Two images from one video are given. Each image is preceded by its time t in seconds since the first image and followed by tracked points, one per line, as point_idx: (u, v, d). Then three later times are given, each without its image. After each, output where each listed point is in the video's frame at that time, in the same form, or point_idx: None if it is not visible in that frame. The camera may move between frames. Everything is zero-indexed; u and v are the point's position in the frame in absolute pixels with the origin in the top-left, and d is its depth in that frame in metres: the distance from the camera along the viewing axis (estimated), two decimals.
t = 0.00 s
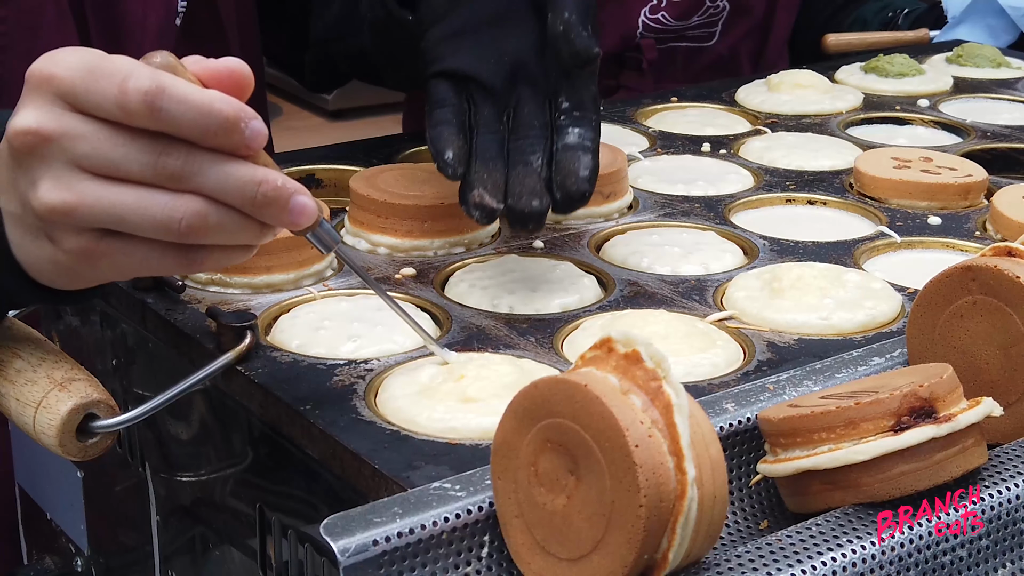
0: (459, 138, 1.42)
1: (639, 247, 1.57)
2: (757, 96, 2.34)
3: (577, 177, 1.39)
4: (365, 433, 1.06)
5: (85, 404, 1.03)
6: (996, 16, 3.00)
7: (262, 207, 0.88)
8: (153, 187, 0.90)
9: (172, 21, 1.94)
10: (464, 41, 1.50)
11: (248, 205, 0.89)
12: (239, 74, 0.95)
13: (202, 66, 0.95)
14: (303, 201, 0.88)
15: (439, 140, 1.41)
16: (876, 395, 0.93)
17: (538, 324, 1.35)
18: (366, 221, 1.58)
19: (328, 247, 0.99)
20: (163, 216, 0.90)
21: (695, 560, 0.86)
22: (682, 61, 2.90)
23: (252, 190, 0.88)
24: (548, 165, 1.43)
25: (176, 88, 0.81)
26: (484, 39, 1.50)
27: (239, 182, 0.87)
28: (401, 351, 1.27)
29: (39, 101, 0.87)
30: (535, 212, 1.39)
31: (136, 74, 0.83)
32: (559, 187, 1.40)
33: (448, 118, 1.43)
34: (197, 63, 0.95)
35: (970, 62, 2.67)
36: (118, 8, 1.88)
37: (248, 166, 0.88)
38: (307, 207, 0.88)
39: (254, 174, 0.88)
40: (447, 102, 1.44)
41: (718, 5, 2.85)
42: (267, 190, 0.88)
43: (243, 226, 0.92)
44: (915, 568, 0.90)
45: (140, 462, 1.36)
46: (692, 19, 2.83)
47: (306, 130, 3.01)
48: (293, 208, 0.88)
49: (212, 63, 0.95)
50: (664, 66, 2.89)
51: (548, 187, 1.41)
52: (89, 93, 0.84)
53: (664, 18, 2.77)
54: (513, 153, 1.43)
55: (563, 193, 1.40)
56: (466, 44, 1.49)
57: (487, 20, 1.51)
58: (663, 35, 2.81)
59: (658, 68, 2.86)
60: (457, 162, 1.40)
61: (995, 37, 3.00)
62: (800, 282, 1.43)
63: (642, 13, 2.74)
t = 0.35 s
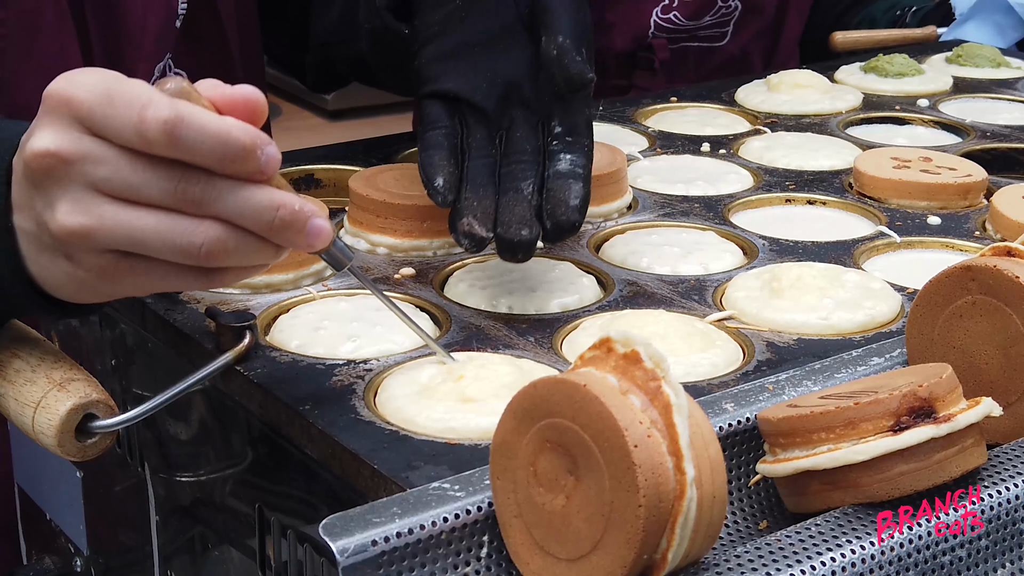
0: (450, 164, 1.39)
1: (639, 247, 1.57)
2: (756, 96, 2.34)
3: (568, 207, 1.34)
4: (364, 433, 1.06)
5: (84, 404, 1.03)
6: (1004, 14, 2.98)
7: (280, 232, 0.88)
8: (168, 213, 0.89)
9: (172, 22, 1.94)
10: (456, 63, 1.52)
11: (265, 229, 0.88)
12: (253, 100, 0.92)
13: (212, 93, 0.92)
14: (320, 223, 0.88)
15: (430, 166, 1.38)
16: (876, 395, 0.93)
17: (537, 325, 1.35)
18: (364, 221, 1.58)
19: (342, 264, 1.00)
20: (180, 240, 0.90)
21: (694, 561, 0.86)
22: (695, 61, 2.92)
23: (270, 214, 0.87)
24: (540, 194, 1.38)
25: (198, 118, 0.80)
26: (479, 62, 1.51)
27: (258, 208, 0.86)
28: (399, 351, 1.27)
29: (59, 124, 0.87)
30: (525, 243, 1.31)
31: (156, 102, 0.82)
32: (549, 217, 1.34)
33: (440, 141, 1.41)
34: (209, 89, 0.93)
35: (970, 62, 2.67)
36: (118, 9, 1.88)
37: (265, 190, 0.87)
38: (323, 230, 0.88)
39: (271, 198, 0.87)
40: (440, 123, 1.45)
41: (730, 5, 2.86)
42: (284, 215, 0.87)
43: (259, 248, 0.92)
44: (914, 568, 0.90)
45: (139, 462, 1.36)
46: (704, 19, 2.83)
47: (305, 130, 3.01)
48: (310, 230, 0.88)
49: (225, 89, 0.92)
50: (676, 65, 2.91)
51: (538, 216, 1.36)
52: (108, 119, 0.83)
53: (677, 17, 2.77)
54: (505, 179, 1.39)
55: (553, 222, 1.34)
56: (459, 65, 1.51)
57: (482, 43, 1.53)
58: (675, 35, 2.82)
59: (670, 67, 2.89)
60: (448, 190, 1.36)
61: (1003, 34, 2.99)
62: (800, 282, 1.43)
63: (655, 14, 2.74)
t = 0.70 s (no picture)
0: (443, 179, 1.39)
1: (639, 247, 1.57)
2: (756, 97, 2.34)
3: (559, 223, 1.31)
4: (364, 433, 1.06)
5: (82, 404, 1.03)
6: (1009, 6, 2.90)
7: (273, 275, 0.79)
8: (157, 262, 0.83)
9: (172, 24, 1.93)
10: (449, 74, 1.52)
11: (257, 273, 0.80)
12: (236, 147, 0.74)
13: (197, 129, 0.75)
14: (311, 261, 0.78)
15: (423, 182, 1.37)
16: (875, 395, 0.93)
17: (537, 325, 1.35)
18: (363, 221, 1.58)
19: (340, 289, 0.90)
20: (172, 290, 0.84)
21: (694, 561, 0.86)
22: (704, 61, 2.92)
23: (258, 259, 0.79)
24: (533, 209, 1.36)
25: (171, 175, 0.72)
26: (473, 72, 1.50)
27: (246, 253, 0.78)
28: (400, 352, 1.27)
29: (44, 170, 0.83)
30: (516, 260, 1.30)
31: (126, 156, 0.74)
32: (541, 233, 1.32)
33: (434, 155, 1.42)
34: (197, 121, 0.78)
35: (970, 62, 2.67)
36: (117, 10, 1.87)
37: (251, 234, 0.78)
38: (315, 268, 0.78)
39: (259, 242, 0.78)
40: (433, 135, 1.45)
41: (741, 6, 2.86)
42: (275, 259, 0.78)
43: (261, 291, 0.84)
44: (913, 569, 0.90)
45: (138, 462, 1.36)
46: (714, 19, 2.84)
47: (305, 130, 3.01)
48: (301, 272, 0.79)
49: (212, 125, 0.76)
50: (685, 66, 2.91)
51: (532, 232, 1.33)
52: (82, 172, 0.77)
53: (687, 18, 2.78)
54: (498, 195, 1.38)
55: (545, 239, 1.31)
56: (451, 76, 1.51)
57: (474, 54, 1.52)
58: (686, 35, 2.82)
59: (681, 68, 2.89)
60: (441, 205, 1.36)
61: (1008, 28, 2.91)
62: (799, 282, 1.43)
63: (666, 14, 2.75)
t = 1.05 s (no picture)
0: (437, 196, 1.37)
1: (639, 247, 1.57)
2: (756, 96, 2.34)
3: (550, 243, 1.29)
4: (363, 433, 1.06)
5: (82, 404, 1.03)
6: None
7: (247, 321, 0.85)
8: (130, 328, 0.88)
9: (172, 27, 1.93)
10: (445, 83, 1.51)
11: (231, 327, 0.85)
12: (197, 224, 0.74)
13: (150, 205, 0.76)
14: (289, 305, 0.83)
15: (416, 199, 1.36)
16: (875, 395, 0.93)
17: (536, 325, 1.35)
18: (363, 221, 1.58)
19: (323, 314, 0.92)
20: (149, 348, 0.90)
21: (693, 561, 0.86)
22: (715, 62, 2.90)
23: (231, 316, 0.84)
24: (526, 226, 1.34)
25: (130, 261, 0.74)
26: (467, 82, 1.50)
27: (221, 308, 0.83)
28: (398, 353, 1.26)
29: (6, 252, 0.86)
30: (508, 279, 1.28)
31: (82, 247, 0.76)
32: (533, 251, 1.30)
33: (427, 169, 1.41)
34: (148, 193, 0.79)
35: (970, 62, 2.67)
36: (118, 11, 1.87)
37: (222, 295, 0.83)
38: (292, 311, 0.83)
39: (230, 301, 0.83)
40: (427, 148, 1.45)
41: (751, 8, 2.84)
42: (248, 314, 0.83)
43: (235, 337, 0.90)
44: (913, 569, 0.90)
45: (137, 462, 1.36)
46: (725, 22, 2.82)
47: (305, 130, 3.02)
48: (276, 318, 0.84)
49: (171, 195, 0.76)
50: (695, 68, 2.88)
51: (524, 251, 1.32)
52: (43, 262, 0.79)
53: (697, 21, 2.76)
54: (491, 211, 1.36)
55: (536, 260, 1.30)
56: (445, 86, 1.50)
57: (470, 63, 1.51)
58: (695, 37, 2.81)
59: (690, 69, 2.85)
60: (435, 222, 1.35)
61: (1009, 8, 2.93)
62: (799, 282, 1.43)
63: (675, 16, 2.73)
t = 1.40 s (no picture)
0: (434, 211, 1.39)
1: (638, 247, 1.57)
2: (756, 96, 2.34)
3: (546, 261, 1.28)
4: (362, 433, 1.06)
5: (80, 405, 1.03)
6: None
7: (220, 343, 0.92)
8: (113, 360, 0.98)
9: (172, 27, 1.93)
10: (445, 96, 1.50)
11: (206, 350, 0.94)
12: (159, 262, 0.81)
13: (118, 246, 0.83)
14: (266, 324, 0.90)
15: (415, 216, 1.37)
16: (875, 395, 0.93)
17: (536, 325, 1.34)
18: (362, 221, 1.58)
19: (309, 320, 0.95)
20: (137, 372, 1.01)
21: (693, 561, 0.85)
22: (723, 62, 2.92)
23: (204, 341, 0.92)
24: (524, 242, 1.33)
25: (95, 304, 0.82)
26: (464, 96, 1.49)
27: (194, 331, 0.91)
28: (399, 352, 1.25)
29: None
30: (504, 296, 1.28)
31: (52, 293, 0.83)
32: (530, 267, 1.29)
33: (425, 184, 1.42)
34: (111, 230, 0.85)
35: (970, 62, 2.67)
36: (118, 11, 1.87)
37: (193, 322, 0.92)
38: (268, 329, 0.90)
39: (201, 327, 0.92)
40: (425, 161, 1.45)
41: (760, 10, 2.85)
42: (220, 338, 0.91)
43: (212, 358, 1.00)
44: (913, 569, 0.89)
45: (136, 462, 1.36)
46: (734, 23, 2.83)
47: (305, 130, 3.01)
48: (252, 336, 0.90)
49: (132, 235, 0.83)
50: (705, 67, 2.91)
51: (521, 268, 1.31)
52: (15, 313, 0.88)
53: (707, 22, 2.78)
54: (489, 228, 1.35)
55: (533, 278, 1.29)
56: (444, 99, 1.50)
57: (467, 77, 1.50)
58: (705, 38, 2.82)
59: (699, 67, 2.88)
60: (432, 239, 1.36)
61: None
62: (799, 281, 1.43)
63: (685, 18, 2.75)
